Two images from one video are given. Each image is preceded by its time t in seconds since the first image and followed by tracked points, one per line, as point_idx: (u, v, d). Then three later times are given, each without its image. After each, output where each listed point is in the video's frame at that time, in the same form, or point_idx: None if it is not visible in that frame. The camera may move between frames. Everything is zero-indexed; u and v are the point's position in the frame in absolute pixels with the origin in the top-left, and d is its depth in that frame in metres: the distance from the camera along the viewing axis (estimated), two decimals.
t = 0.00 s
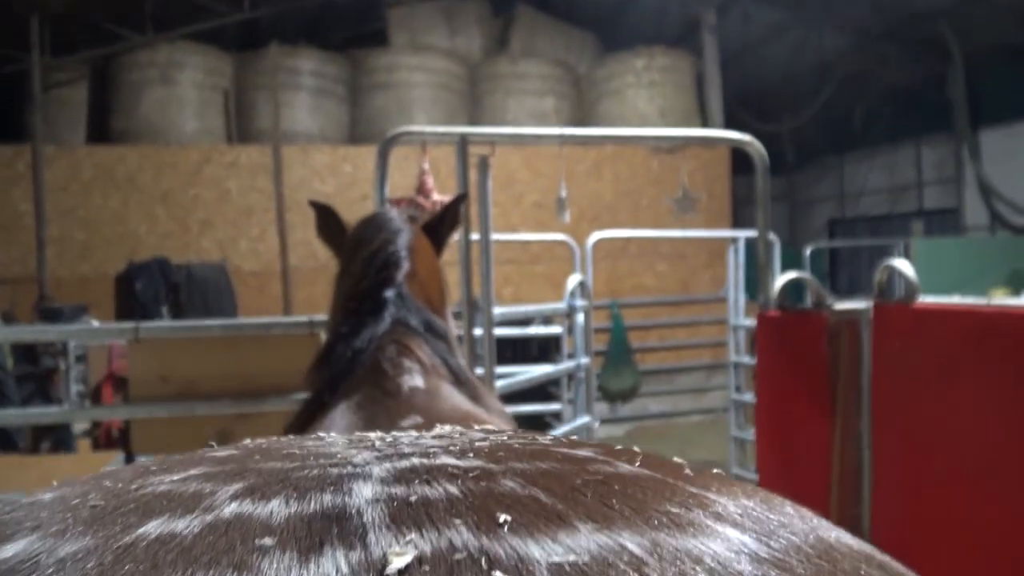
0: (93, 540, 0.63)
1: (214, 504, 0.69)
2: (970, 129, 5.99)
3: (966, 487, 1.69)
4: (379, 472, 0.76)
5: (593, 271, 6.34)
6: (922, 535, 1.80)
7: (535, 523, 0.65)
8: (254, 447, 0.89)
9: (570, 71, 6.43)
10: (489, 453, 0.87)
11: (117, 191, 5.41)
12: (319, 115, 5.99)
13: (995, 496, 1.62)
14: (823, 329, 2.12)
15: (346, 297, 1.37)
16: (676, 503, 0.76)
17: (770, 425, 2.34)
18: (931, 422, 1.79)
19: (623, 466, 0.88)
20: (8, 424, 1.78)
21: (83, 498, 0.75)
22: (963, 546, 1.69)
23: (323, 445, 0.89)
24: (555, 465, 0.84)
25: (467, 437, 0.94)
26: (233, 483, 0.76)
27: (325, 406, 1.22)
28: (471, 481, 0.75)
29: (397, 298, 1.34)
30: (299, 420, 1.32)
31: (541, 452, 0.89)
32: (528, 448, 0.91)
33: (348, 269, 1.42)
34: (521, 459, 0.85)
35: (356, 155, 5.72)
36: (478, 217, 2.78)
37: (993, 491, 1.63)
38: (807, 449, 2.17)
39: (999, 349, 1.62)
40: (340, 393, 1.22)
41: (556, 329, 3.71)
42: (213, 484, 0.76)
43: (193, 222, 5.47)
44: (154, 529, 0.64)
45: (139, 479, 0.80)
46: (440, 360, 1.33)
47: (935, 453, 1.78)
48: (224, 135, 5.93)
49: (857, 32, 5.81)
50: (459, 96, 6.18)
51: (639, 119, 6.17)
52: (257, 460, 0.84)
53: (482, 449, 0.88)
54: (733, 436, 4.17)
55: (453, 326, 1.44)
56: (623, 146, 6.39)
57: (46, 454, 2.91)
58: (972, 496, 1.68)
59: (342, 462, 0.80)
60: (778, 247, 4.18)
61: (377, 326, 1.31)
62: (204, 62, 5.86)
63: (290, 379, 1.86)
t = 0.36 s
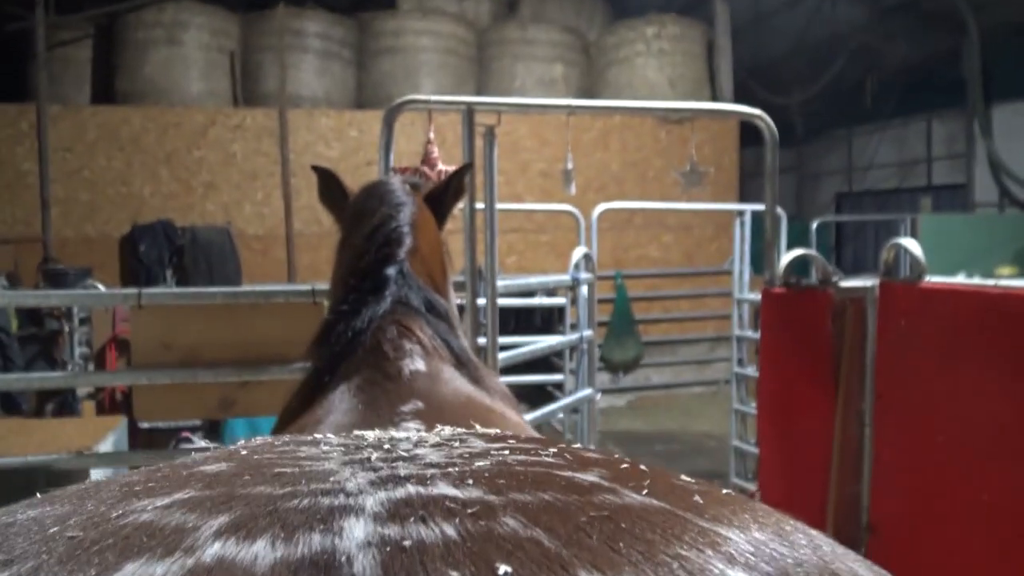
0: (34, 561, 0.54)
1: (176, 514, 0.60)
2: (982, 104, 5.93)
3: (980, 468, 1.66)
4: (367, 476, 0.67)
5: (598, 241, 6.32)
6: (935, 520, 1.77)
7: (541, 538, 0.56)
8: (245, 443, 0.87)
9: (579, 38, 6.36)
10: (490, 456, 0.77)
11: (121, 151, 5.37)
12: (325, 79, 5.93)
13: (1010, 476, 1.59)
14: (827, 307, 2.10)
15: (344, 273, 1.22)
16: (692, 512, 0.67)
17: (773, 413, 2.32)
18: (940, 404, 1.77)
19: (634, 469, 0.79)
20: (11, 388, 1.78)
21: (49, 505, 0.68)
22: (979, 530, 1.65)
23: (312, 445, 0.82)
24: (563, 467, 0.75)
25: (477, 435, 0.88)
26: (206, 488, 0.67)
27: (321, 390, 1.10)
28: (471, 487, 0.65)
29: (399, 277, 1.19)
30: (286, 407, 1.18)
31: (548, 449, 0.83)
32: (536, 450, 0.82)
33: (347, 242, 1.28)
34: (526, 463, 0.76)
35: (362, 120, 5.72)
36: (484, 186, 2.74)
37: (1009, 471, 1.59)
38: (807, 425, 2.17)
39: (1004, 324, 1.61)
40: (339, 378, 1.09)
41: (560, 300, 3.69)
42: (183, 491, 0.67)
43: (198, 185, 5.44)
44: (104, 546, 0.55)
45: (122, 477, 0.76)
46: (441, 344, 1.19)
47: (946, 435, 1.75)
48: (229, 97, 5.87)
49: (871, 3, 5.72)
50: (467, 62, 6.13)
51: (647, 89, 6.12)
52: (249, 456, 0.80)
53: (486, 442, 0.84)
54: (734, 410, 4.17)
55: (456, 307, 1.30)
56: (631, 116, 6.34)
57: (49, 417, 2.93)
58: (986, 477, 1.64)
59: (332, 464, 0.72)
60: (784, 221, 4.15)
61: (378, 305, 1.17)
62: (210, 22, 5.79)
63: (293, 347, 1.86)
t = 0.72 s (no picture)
0: None
1: (220, 537, 0.52)
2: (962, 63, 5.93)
3: (977, 425, 1.65)
4: (418, 483, 0.59)
5: (581, 205, 6.29)
6: (931, 480, 1.76)
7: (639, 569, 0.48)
8: (258, 436, 0.79)
9: None
10: (537, 450, 0.69)
11: (95, 119, 5.26)
12: (301, 42, 5.82)
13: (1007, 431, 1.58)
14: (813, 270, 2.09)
15: (336, 246, 1.21)
16: (770, 518, 0.60)
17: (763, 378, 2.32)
18: (931, 363, 1.77)
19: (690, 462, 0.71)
20: None
21: (72, 518, 0.59)
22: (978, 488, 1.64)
23: (339, 437, 0.73)
24: (618, 464, 0.67)
25: (501, 421, 0.79)
26: (240, 499, 0.58)
27: (321, 363, 1.06)
28: (534, 494, 0.57)
29: (394, 248, 1.17)
30: (285, 384, 1.15)
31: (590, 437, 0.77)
32: (580, 442, 0.73)
33: (337, 215, 1.26)
34: (579, 458, 0.68)
35: (340, 85, 5.63)
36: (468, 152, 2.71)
37: (1007, 427, 1.58)
38: (790, 387, 2.18)
39: (995, 279, 1.60)
40: (337, 351, 1.05)
41: (545, 265, 3.68)
42: (219, 503, 0.58)
43: (175, 151, 5.35)
44: None
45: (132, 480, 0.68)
46: (441, 315, 1.16)
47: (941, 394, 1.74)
48: (204, 62, 5.76)
49: None
50: (445, 24, 6.05)
51: (628, 50, 6.07)
52: (253, 444, 0.77)
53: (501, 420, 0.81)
54: (718, 372, 4.20)
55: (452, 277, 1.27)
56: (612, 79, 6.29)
57: (32, 390, 2.92)
58: (983, 434, 1.63)
59: (371, 465, 0.64)
60: (767, 183, 4.15)
61: (374, 277, 1.14)
62: None
63: (280, 318, 1.83)
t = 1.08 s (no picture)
0: None
1: None
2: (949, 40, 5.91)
3: (975, 412, 1.63)
4: (466, 561, 0.47)
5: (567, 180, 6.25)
6: (926, 467, 1.75)
7: None
8: (264, 471, 0.68)
9: None
10: (586, 504, 0.57)
11: (72, 89, 5.14)
12: (283, 12, 5.72)
13: (1007, 418, 1.56)
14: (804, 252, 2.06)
15: (330, 233, 1.17)
16: None
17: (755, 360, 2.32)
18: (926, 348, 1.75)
19: (756, 517, 0.59)
20: None
21: None
22: (974, 475, 1.63)
23: (357, 479, 0.62)
24: (686, 526, 0.55)
25: (530, 455, 0.67)
26: None
27: (319, 357, 1.04)
28: None
29: (391, 236, 1.14)
30: (280, 377, 1.13)
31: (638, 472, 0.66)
32: (630, 491, 0.61)
33: (330, 200, 1.23)
34: (639, 516, 0.56)
35: (324, 56, 5.55)
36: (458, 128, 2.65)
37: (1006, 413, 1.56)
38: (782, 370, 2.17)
39: (993, 264, 1.58)
40: (333, 346, 1.02)
41: (532, 242, 3.64)
42: None
43: (155, 123, 5.26)
44: None
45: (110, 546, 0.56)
46: (439, 306, 1.13)
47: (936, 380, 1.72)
48: (184, 32, 5.65)
49: None
50: None
51: (615, 24, 6.01)
52: (247, 475, 0.68)
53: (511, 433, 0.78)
54: (703, 350, 4.19)
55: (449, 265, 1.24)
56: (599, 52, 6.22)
57: (11, 368, 2.92)
58: (982, 421, 1.61)
59: (403, 528, 0.52)
60: (755, 160, 4.14)
61: (370, 267, 1.10)
62: None
63: (266, 299, 1.80)
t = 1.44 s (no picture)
0: None
1: None
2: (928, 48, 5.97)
3: (949, 417, 1.64)
4: None
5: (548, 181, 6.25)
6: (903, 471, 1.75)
7: None
8: (227, 485, 0.66)
9: None
10: (559, 528, 0.56)
11: (48, 79, 5.06)
12: (264, 6, 5.68)
13: (983, 423, 1.57)
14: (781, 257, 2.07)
15: (306, 233, 1.16)
16: None
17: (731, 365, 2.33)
18: (903, 353, 1.76)
19: (733, 543, 0.58)
20: None
21: None
22: (949, 482, 1.64)
23: (326, 495, 0.60)
24: (658, 554, 0.54)
25: (502, 471, 0.66)
26: None
27: (292, 360, 1.03)
28: None
29: (368, 237, 1.13)
30: (253, 378, 1.12)
31: (611, 491, 0.65)
32: (605, 514, 0.60)
33: (308, 200, 1.21)
34: (612, 544, 0.55)
35: (305, 51, 5.52)
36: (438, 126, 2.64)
37: (982, 418, 1.57)
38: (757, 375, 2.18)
39: (971, 270, 1.60)
40: (307, 348, 1.01)
41: (512, 242, 3.63)
42: None
43: (133, 115, 5.19)
44: None
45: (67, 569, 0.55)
46: (415, 309, 1.12)
47: (913, 386, 1.73)
48: (163, 24, 5.58)
49: None
50: None
51: (599, 25, 6.02)
52: (214, 487, 0.67)
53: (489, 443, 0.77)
54: (681, 352, 4.19)
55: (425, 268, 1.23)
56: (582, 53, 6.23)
57: None
58: (958, 426, 1.62)
59: (369, 554, 0.51)
60: (736, 163, 4.15)
61: (347, 268, 1.09)
62: None
63: (243, 296, 1.78)
